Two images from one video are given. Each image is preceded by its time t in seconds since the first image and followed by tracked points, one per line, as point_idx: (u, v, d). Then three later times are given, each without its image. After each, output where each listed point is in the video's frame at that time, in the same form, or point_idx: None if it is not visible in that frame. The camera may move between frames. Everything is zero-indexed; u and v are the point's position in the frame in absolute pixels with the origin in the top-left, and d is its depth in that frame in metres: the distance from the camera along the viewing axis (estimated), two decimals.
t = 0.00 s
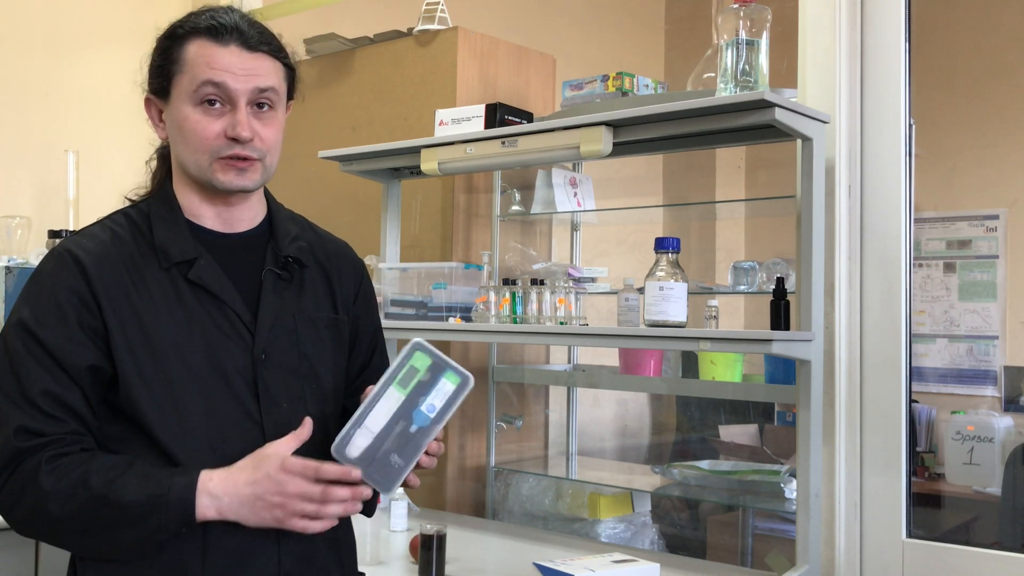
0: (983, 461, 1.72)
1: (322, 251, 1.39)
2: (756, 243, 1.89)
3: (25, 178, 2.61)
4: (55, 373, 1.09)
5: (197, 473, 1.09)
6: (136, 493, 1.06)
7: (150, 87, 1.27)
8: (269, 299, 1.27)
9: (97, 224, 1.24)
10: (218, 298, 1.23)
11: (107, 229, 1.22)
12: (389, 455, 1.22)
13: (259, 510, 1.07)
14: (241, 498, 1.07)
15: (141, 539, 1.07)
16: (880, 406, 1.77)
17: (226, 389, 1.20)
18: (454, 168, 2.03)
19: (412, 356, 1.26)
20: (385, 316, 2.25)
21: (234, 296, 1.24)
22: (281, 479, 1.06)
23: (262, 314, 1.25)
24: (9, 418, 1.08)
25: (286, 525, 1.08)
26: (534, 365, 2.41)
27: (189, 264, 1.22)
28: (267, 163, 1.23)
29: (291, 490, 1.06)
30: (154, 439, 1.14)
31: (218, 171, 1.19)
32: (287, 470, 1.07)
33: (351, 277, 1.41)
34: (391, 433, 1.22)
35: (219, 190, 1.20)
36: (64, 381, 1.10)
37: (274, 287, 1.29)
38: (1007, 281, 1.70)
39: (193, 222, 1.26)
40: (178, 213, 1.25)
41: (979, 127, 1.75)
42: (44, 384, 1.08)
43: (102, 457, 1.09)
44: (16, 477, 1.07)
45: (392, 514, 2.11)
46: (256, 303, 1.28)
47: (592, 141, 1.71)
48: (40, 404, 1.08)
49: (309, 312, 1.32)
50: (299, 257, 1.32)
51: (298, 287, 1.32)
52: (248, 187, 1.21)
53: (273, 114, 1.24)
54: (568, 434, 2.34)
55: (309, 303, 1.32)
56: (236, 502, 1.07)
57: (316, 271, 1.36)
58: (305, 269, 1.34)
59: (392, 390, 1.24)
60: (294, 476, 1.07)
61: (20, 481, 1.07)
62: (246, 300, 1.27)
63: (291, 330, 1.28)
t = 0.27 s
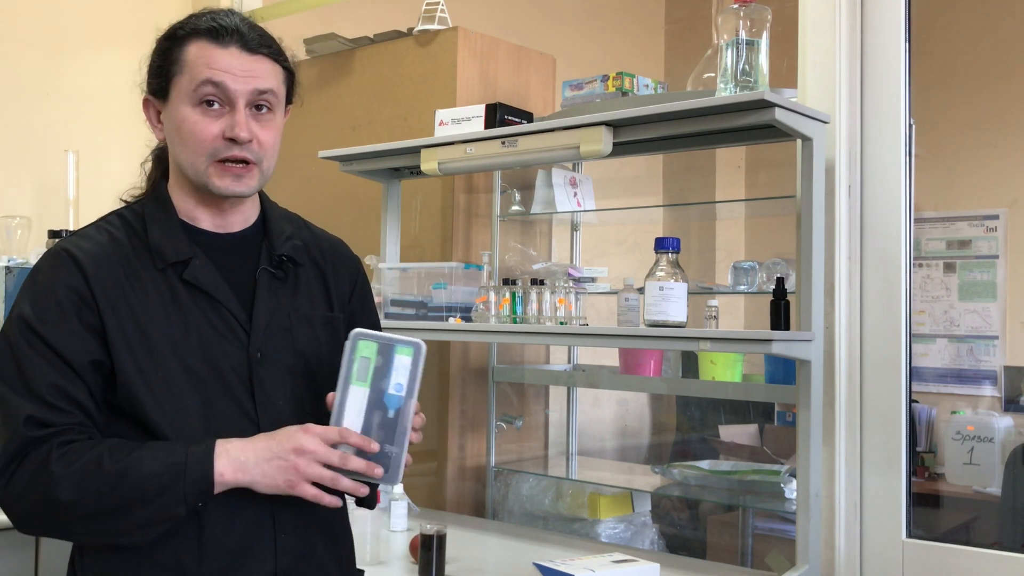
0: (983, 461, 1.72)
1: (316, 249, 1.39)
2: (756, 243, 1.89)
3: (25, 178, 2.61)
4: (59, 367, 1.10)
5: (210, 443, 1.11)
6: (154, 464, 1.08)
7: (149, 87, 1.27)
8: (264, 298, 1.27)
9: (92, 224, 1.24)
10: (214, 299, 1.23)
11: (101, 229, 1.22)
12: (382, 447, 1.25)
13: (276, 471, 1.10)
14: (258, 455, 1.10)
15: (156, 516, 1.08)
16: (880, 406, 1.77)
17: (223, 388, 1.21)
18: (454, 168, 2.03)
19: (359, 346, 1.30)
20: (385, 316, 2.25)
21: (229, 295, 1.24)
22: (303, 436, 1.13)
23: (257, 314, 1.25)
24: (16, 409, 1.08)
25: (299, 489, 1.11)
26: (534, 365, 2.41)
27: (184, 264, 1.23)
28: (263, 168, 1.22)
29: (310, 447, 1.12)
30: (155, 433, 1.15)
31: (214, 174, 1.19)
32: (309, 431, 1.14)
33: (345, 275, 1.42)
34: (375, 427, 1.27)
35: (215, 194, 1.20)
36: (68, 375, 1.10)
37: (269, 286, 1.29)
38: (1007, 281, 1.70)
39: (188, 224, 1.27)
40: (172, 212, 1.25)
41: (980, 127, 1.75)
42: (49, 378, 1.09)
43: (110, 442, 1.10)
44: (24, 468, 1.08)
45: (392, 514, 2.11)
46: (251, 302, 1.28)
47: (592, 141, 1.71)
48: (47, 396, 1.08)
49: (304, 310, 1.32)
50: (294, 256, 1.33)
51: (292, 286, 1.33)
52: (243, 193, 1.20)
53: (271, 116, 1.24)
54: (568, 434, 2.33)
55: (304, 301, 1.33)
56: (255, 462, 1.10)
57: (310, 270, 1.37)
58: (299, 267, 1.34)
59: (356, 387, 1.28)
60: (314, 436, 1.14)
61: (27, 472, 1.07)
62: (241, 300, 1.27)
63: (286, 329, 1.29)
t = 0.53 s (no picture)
0: (983, 460, 1.72)
1: (310, 248, 1.40)
2: (756, 243, 1.89)
3: (25, 178, 2.61)
4: (59, 368, 1.10)
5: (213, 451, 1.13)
6: (155, 472, 1.09)
7: (149, 88, 1.26)
8: (261, 296, 1.28)
9: (88, 224, 1.24)
10: (213, 296, 1.23)
11: (98, 228, 1.22)
12: (370, 449, 1.25)
13: (266, 473, 1.12)
14: (249, 459, 1.12)
15: (158, 519, 1.10)
16: (880, 406, 1.77)
17: (224, 384, 1.21)
18: (454, 168, 2.03)
19: (342, 352, 1.30)
20: (385, 316, 2.25)
21: (228, 293, 1.24)
22: (290, 438, 1.14)
23: (256, 311, 1.25)
24: (16, 411, 1.08)
25: (290, 488, 1.12)
26: (534, 365, 2.41)
27: (182, 262, 1.23)
28: (267, 172, 1.23)
29: (298, 447, 1.13)
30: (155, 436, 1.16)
31: (220, 178, 1.19)
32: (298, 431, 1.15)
33: (340, 273, 1.43)
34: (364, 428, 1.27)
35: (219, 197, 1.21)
36: (68, 375, 1.10)
37: (267, 284, 1.30)
38: (1007, 281, 1.70)
39: (186, 223, 1.27)
40: (170, 211, 1.25)
41: (980, 127, 1.75)
42: (48, 378, 1.09)
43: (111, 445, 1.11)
44: (25, 469, 1.08)
45: (392, 514, 2.11)
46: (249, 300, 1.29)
47: (592, 141, 1.71)
48: (47, 398, 1.08)
49: (301, 308, 1.33)
50: (290, 254, 1.34)
51: (289, 284, 1.33)
52: (247, 196, 1.21)
53: (275, 122, 1.25)
54: (568, 434, 2.33)
55: (301, 299, 1.34)
56: (248, 465, 1.12)
57: (306, 268, 1.37)
58: (295, 265, 1.35)
59: (341, 392, 1.28)
60: (302, 436, 1.15)
61: (28, 474, 1.08)
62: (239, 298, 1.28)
63: (284, 326, 1.30)
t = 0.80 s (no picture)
0: (983, 460, 1.72)
1: (305, 249, 1.41)
2: (756, 243, 1.89)
3: (25, 178, 2.61)
4: (57, 373, 1.10)
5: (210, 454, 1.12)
6: (153, 475, 1.09)
7: (155, 95, 1.24)
8: (258, 296, 1.29)
9: (83, 226, 1.24)
10: (210, 296, 1.24)
11: (94, 230, 1.22)
12: (383, 429, 1.30)
13: (269, 472, 1.12)
14: (252, 462, 1.12)
15: (155, 523, 1.10)
16: (880, 406, 1.77)
17: (221, 384, 1.21)
18: (454, 168, 2.03)
19: (404, 340, 1.36)
20: (385, 316, 2.25)
21: (225, 293, 1.25)
22: (285, 438, 1.13)
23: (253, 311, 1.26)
24: (12, 415, 1.08)
25: (296, 481, 1.13)
26: (534, 365, 2.41)
27: (179, 263, 1.23)
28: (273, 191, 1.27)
29: (296, 445, 1.12)
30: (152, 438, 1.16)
31: (231, 199, 1.22)
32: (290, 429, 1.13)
33: (335, 274, 1.44)
34: (387, 409, 1.31)
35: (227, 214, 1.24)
36: (65, 379, 1.10)
37: (263, 284, 1.31)
38: (1007, 281, 1.70)
39: (182, 224, 1.28)
40: (165, 212, 1.25)
41: (980, 128, 1.75)
42: (46, 383, 1.09)
43: (109, 447, 1.11)
44: (22, 474, 1.08)
45: (392, 513, 2.11)
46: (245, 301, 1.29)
47: (592, 141, 1.71)
48: (45, 403, 1.08)
49: (297, 308, 1.34)
50: (286, 254, 1.35)
51: (285, 284, 1.34)
52: (253, 214, 1.25)
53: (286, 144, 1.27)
54: (568, 434, 2.33)
55: (297, 299, 1.34)
56: (247, 469, 1.12)
57: (301, 268, 1.38)
58: (291, 266, 1.36)
59: (386, 370, 1.33)
60: (296, 433, 1.13)
61: (25, 478, 1.07)
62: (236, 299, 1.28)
63: (281, 326, 1.30)
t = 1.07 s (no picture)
0: (983, 460, 1.72)
1: (303, 248, 1.41)
2: (756, 243, 1.89)
3: (26, 178, 2.61)
4: (54, 375, 1.10)
5: (209, 462, 1.12)
6: (151, 485, 1.08)
7: (155, 94, 1.25)
8: (256, 296, 1.29)
9: (81, 227, 1.24)
10: (208, 296, 1.24)
11: (91, 232, 1.22)
12: (396, 436, 1.30)
13: (270, 496, 1.11)
14: (253, 483, 1.11)
15: (154, 530, 1.10)
16: (880, 406, 1.77)
17: (220, 385, 1.21)
18: (454, 168, 2.03)
19: (415, 346, 1.37)
20: (385, 316, 2.25)
21: (222, 293, 1.25)
22: (290, 467, 1.10)
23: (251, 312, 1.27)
24: (11, 418, 1.08)
25: (297, 507, 1.12)
26: (534, 365, 2.41)
27: (177, 264, 1.24)
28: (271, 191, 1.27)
29: (299, 477, 1.10)
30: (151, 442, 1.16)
31: (228, 198, 1.22)
32: (297, 459, 1.11)
33: (333, 274, 1.44)
34: (397, 415, 1.31)
35: (224, 213, 1.24)
36: (63, 382, 1.10)
37: (261, 284, 1.31)
38: (1007, 281, 1.70)
39: (180, 224, 1.28)
40: (163, 213, 1.26)
41: (980, 127, 1.75)
42: (44, 384, 1.08)
43: (106, 454, 1.11)
44: (20, 478, 1.08)
45: (392, 513, 2.11)
46: (243, 301, 1.30)
47: (592, 141, 1.71)
48: (43, 406, 1.08)
49: (295, 307, 1.34)
50: (283, 254, 1.35)
51: (283, 284, 1.34)
52: (251, 214, 1.25)
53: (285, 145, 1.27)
54: (568, 434, 2.31)
55: (295, 298, 1.35)
56: (249, 489, 1.11)
57: (299, 268, 1.38)
58: (289, 265, 1.36)
59: (397, 376, 1.34)
60: (302, 463, 1.11)
61: (23, 482, 1.07)
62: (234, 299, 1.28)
63: (280, 326, 1.30)
